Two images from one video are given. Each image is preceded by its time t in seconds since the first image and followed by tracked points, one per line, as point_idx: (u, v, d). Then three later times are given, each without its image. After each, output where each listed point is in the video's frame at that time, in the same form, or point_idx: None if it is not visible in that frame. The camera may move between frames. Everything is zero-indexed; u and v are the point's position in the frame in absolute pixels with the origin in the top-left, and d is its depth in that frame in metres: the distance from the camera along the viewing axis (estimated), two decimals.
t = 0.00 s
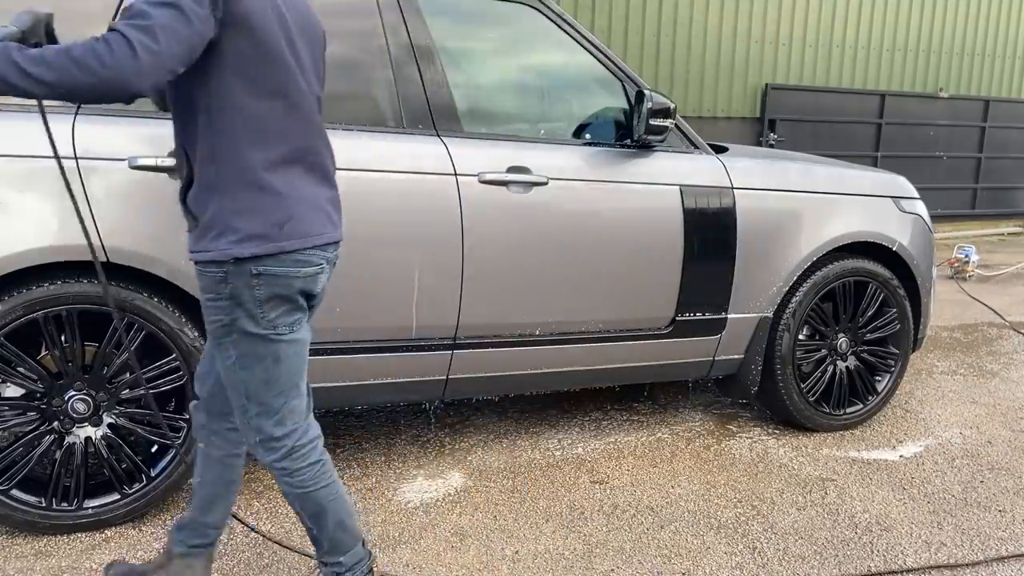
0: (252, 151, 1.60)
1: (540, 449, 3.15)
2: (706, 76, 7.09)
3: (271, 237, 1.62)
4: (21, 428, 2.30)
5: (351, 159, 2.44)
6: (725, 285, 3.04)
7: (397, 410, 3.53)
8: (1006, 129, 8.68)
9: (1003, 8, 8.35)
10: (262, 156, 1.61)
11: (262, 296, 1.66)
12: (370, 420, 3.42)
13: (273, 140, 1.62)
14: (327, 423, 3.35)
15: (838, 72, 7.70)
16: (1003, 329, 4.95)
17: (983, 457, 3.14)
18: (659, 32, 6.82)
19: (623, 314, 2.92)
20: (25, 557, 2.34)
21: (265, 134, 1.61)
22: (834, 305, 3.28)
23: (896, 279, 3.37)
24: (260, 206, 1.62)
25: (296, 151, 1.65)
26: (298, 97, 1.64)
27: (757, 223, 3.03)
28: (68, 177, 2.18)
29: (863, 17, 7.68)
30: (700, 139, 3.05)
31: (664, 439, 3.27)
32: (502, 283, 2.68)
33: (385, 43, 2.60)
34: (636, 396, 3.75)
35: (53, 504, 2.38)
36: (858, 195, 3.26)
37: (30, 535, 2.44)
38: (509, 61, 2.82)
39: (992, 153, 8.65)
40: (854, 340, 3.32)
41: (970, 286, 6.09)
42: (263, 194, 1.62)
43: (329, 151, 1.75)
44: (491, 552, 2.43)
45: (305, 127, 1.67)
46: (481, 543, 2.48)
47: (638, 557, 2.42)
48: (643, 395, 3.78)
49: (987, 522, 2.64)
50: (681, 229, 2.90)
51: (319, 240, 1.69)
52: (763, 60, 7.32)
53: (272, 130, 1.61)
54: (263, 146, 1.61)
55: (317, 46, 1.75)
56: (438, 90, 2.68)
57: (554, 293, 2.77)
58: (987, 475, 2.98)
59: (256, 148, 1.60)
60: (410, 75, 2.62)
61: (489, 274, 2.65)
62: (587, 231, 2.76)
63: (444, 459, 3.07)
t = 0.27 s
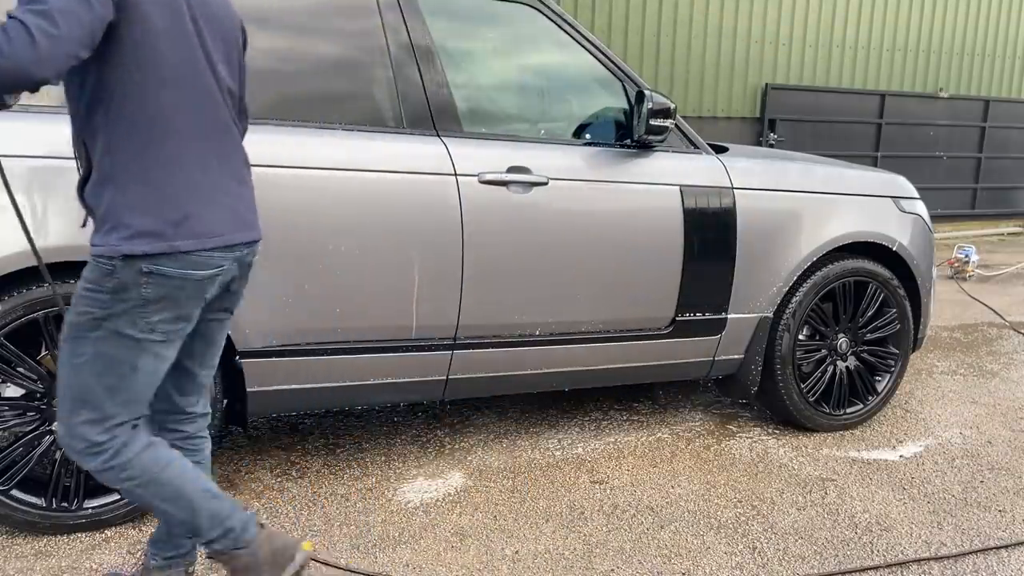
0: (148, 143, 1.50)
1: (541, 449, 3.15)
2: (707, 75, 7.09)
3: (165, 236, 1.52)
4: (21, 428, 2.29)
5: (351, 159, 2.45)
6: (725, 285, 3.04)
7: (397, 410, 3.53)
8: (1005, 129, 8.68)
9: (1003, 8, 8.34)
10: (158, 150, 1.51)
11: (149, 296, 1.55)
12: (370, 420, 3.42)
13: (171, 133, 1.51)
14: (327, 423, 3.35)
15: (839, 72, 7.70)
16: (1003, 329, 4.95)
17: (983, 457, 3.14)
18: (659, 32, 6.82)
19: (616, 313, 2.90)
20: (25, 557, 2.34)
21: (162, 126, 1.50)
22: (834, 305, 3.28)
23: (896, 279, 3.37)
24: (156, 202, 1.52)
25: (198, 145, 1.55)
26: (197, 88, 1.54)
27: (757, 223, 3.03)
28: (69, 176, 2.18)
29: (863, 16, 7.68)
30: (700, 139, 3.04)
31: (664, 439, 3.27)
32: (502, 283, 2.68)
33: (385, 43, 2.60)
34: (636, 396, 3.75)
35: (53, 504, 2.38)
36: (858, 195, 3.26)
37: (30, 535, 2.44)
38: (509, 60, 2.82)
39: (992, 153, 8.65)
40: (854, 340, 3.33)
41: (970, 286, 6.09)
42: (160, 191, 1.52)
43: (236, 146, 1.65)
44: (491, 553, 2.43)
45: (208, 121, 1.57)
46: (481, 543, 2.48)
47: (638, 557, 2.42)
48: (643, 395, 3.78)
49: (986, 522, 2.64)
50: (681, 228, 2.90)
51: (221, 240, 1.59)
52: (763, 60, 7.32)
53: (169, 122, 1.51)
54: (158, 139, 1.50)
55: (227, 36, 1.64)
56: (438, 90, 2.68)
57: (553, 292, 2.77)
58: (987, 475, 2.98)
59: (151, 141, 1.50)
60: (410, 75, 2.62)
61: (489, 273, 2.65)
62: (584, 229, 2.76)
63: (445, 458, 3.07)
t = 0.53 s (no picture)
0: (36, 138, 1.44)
1: (541, 449, 3.15)
2: (707, 76, 7.10)
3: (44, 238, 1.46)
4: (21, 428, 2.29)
5: (352, 159, 2.45)
6: (725, 285, 3.04)
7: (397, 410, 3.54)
8: (1005, 129, 8.68)
9: (1003, 8, 8.34)
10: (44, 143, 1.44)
11: (19, 295, 1.48)
12: (370, 420, 3.42)
13: (68, 131, 1.46)
14: (327, 423, 3.35)
15: (839, 72, 7.70)
16: (1003, 329, 4.95)
17: (983, 457, 3.14)
18: (659, 32, 6.82)
19: (613, 313, 2.90)
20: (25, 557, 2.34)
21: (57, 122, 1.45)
22: (834, 305, 3.28)
23: (896, 279, 3.37)
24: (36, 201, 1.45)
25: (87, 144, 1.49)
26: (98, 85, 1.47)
27: (758, 223, 3.03)
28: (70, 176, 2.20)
29: (863, 16, 7.68)
30: (700, 139, 3.04)
31: (664, 439, 3.27)
32: (502, 284, 2.68)
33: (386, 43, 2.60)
34: (636, 396, 3.75)
35: (54, 504, 2.38)
36: (858, 195, 3.26)
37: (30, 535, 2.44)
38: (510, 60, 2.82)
39: (991, 153, 8.65)
40: (854, 340, 3.33)
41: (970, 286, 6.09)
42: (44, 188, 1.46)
43: (147, 150, 1.58)
44: (491, 553, 2.43)
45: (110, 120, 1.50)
46: (481, 543, 2.48)
47: (638, 557, 2.42)
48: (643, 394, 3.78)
49: (986, 522, 2.64)
50: (680, 228, 2.90)
51: (107, 251, 1.53)
52: (763, 60, 7.32)
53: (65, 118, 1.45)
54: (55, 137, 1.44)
55: (153, 34, 1.57)
56: (438, 90, 2.68)
57: (553, 292, 2.77)
58: (987, 475, 2.98)
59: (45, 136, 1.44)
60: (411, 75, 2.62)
61: (490, 273, 2.65)
62: (583, 230, 2.76)
63: (445, 459, 3.07)
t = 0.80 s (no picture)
0: None
1: (541, 449, 3.15)
2: (707, 75, 7.10)
3: None
4: (21, 428, 2.29)
5: (376, 161, 2.46)
6: (725, 285, 3.04)
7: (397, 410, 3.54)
8: (1005, 129, 8.68)
9: (1003, 8, 8.34)
10: None
11: None
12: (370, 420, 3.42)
13: None
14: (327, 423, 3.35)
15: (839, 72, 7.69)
16: (1003, 329, 4.95)
17: (983, 457, 3.14)
18: (659, 32, 6.82)
19: (613, 313, 2.90)
20: (25, 557, 2.34)
21: None
22: (835, 305, 3.28)
23: (896, 279, 3.37)
24: None
25: None
26: None
27: (758, 223, 3.03)
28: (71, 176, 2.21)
29: (863, 16, 7.68)
30: (700, 139, 3.04)
31: (664, 439, 3.27)
32: (502, 284, 2.68)
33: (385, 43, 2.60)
34: (636, 396, 3.75)
35: (53, 504, 2.38)
36: (858, 195, 3.26)
37: (30, 535, 2.44)
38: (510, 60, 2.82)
39: (992, 153, 8.65)
40: (854, 340, 3.33)
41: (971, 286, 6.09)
42: None
43: (46, 165, 1.52)
44: (491, 553, 2.43)
45: None
46: (481, 543, 2.48)
47: (638, 557, 2.42)
48: (643, 394, 3.78)
49: (986, 522, 2.64)
50: (680, 229, 2.90)
51: None
52: (763, 60, 7.32)
53: None
54: None
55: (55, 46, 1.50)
56: (438, 90, 2.67)
57: (553, 292, 2.77)
58: (987, 475, 2.98)
59: None
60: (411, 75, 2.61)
61: (490, 273, 2.65)
62: (586, 232, 2.76)
63: (445, 459, 3.07)
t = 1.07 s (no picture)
0: None
1: (541, 449, 3.15)
2: (706, 74, 7.09)
3: None
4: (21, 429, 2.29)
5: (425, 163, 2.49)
6: (725, 285, 3.04)
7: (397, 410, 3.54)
8: (1005, 129, 8.68)
9: (1003, 8, 8.34)
10: None
11: None
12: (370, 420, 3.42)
13: None
14: (327, 424, 3.36)
15: (838, 72, 7.69)
16: (1003, 329, 4.95)
17: (983, 457, 3.14)
18: (659, 32, 6.82)
19: (614, 314, 2.90)
20: (26, 557, 2.34)
21: None
22: (835, 305, 3.28)
23: (896, 279, 3.37)
24: None
25: None
26: None
27: (758, 223, 3.03)
28: (69, 176, 2.22)
29: (863, 16, 7.68)
30: (700, 139, 3.04)
31: (663, 439, 3.27)
32: (502, 284, 2.68)
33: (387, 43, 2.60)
34: (636, 396, 3.75)
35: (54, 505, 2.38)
36: (858, 195, 3.26)
37: (30, 535, 2.44)
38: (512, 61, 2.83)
39: (991, 153, 8.65)
40: (854, 340, 3.33)
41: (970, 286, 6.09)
42: None
43: None
44: (491, 553, 2.43)
45: None
46: (481, 543, 2.48)
47: (638, 557, 2.42)
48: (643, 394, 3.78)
49: (987, 522, 2.65)
50: (680, 229, 2.90)
51: None
52: (763, 59, 7.32)
53: None
54: None
55: None
56: (438, 90, 2.67)
57: (553, 293, 2.77)
58: (987, 475, 2.98)
59: None
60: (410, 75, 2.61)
61: (490, 273, 2.66)
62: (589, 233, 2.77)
63: (445, 459, 3.07)
